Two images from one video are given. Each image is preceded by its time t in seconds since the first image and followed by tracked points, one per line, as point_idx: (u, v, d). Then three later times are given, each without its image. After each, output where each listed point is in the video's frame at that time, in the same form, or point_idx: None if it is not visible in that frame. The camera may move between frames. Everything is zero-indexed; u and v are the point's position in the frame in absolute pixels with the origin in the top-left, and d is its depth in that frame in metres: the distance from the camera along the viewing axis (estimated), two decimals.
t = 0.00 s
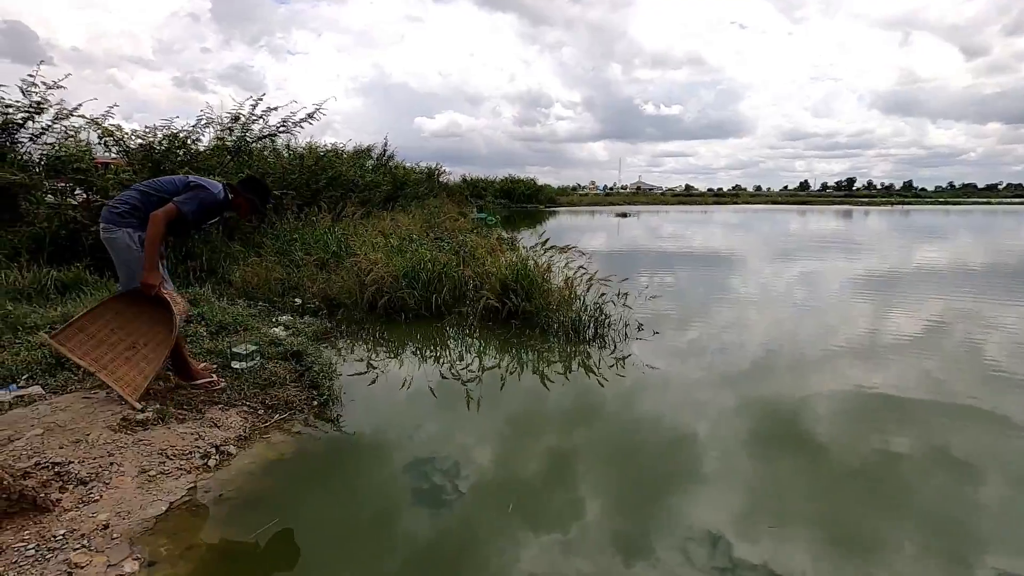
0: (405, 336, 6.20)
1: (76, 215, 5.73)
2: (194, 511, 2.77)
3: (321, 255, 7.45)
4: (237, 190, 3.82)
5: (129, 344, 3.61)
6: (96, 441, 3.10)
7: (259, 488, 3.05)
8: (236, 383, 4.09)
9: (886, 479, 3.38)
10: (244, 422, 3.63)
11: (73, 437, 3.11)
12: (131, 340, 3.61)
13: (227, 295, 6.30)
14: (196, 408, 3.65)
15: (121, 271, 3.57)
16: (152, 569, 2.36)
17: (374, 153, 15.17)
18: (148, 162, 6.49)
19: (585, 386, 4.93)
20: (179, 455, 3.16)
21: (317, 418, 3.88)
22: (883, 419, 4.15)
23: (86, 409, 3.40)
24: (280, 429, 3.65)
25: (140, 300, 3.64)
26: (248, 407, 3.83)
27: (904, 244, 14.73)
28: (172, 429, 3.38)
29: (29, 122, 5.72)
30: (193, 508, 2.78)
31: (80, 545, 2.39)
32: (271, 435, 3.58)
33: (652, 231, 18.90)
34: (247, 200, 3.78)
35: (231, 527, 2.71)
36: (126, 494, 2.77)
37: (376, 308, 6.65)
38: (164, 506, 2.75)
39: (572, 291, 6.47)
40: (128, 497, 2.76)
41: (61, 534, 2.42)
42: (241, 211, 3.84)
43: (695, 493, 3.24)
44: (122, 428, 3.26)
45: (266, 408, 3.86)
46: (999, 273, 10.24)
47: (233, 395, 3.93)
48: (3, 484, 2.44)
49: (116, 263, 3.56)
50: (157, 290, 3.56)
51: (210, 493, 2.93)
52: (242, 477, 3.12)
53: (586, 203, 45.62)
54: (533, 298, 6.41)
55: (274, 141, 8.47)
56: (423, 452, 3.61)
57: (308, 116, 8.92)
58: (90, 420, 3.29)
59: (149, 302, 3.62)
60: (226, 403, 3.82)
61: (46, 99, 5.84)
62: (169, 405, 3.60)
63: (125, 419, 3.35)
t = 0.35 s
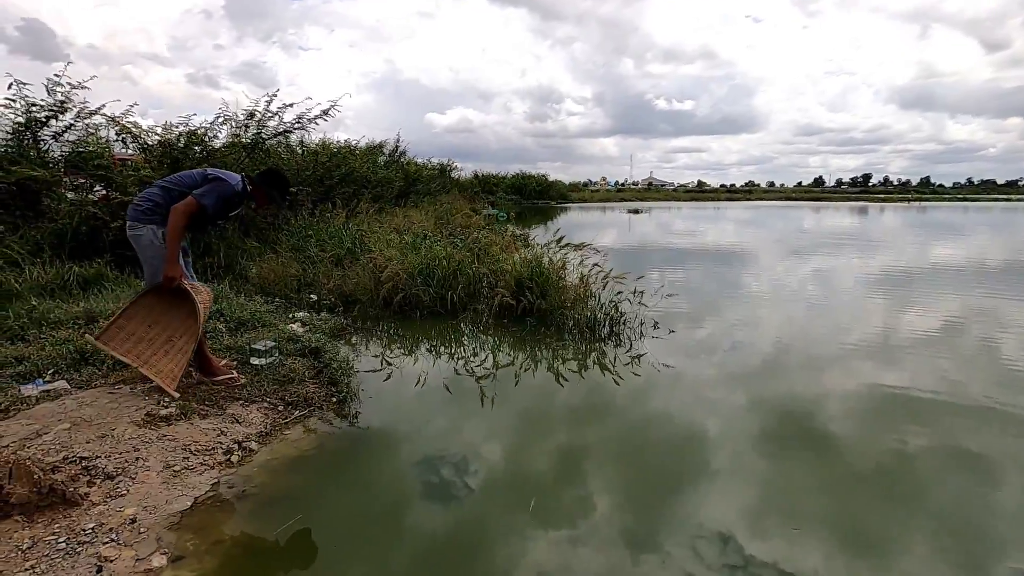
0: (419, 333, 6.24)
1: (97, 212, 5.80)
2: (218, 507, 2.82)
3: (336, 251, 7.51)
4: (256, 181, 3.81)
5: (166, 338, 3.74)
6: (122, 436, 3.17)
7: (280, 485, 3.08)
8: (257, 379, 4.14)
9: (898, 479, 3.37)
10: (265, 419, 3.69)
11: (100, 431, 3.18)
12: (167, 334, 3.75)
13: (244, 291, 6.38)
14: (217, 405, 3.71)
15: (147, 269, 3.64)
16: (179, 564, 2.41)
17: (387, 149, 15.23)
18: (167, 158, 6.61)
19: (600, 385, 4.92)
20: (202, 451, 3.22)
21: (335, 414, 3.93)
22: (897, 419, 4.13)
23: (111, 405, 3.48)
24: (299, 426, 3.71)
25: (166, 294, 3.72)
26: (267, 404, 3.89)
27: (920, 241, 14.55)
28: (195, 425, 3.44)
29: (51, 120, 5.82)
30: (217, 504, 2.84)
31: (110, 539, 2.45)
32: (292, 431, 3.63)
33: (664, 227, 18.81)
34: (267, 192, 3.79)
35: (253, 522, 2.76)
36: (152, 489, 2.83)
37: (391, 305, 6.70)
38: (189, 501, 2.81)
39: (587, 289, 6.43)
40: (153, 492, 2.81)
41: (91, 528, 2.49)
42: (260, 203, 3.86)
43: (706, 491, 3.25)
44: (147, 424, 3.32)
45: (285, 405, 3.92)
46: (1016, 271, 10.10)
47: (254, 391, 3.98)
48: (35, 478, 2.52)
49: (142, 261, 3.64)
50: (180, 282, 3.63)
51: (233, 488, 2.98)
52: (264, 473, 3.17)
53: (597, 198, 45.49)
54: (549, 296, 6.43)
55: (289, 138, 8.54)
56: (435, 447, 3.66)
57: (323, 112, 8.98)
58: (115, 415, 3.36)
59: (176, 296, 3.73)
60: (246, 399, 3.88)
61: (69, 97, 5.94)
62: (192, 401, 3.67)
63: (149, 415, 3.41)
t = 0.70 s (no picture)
0: (432, 331, 6.26)
1: (114, 209, 5.85)
2: (235, 502, 2.86)
3: (348, 248, 7.55)
4: (269, 165, 3.91)
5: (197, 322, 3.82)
6: (142, 431, 3.23)
7: (296, 481, 3.12)
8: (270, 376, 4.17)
9: (914, 477, 3.33)
10: (280, 415, 3.74)
11: (120, 427, 3.23)
12: (199, 316, 3.82)
13: (259, 288, 6.44)
14: (234, 401, 3.75)
15: (176, 263, 3.77)
16: (199, 558, 2.45)
17: (398, 146, 15.27)
18: (184, 157, 6.65)
19: (612, 382, 4.91)
20: (220, 446, 3.26)
21: (350, 411, 3.96)
22: (913, 417, 4.07)
23: (131, 401, 3.53)
24: (314, 422, 3.74)
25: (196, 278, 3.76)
26: (283, 400, 3.93)
27: (937, 237, 14.34)
28: (212, 421, 3.48)
29: (70, 119, 5.91)
30: (235, 499, 2.88)
31: (131, 532, 2.49)
32: (307, 427, 3.67)
33: (676, 223, 18.69)
34: (280, 173, 3.89)
35: (270, 518, 2.79)
36: (172, 484, 2.88)
37: (404, 302, 6.72)
38: (208, 496, 2.85)
39: (598, 286, 6.39)
40: (173, 487, 2.86)
41: (114, 522, 2.53)
42: (275, 185, 3.93)
43: (718, 488, 3.24)
44: (166, 420, 3.37)
45: (300, 401, 3.95)
46: None
47: (269, 387, 4.03)
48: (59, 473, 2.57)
49: (170, 258, 3.77)
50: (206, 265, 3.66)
51: (250, 484, 3.02)
52: (281, 469, 3.21)
53: (609, 194, 45.30)
54: (562, 293, 6.42)
55: (302, 136, 8.60)
56: (446, 443, 3.68)
57: (335, 110, 9.02)
58: (135, 411, 3.42)
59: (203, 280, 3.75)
60: (262, 395, 3.92)
61: (87, 97, 6.02)
62: (209, 396, 3.72)
63: (168, 411, 3.46)
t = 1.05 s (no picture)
0: (444, 327, 6.28)
1: (130, 207, 5.95)
2: (251, 497, 2.90)
3: (360, 245, 7.60)
4: (278, 152, 3.88)
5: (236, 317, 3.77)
6: (159, 427, 3.28)
7: (309, 476, 3.15)
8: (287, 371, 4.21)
9: (928, 475, 3.30)
10: (294, 411, 3.77)
11: (137, 422, 3.28)
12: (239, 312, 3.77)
13: (273, 285, 6.50)
14: (248, 396, 3.79)
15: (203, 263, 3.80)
16: (216, 552, 2.49)
17: (409, 142, 15.31)
18: (198, 154, 6.71)
19: (624, 378, 4.90)
20: (236, 442, 3.30)
21: (363, 407, 3.99)
22: (928, 414, 4.03)
23: (148, 396, 3.59)
24: (328, 418, 3.78)
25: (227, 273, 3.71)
26: (297, 396, 3.97)
27: (954, 232, 14.13)
28: (227, 416, 3.53)
29: (85, 118, 5.99)
30: (251, 494, 2.92)
31: (149, 527, 2.53)
32: (321, 423, 3.70)
33: (687, 218, 18.58)
34: (291, 162, 3.86)
35: (285, 513, 2.83)
36: (188, 478, 2.92)
37: (416, 298, 6.75)
38: (224, 491, 2.89)
39: (611, 281, 6.42)
40: (190, 482, 2.90)
41: (132, 516, 2.58)
42: (286, 175, 3.92)
43: (729, 485, 3.23)
44: (182, 415, 3.42)
45: (314, 397, 3.99)
46: None
47: (284, 383, 4.07)
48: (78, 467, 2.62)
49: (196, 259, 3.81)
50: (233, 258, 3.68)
51: (265, 479, 3.06)
52: (295, 464, 3.25)
53: (619, 189, 45.07)
54: (573, 289, 6.41)
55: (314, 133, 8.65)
56: (457, 438, 3.70)
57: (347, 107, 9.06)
58: (152, 406, 3.47)
59: (232, 275, 3.72)
60: (276, 391, 3.96)
61: (101, 95, 6.10)
62: (224, 392, 3.76)
63: (184, 406, 3.51)
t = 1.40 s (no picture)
0: (455, 325, 6.29)
1: (143, 207, 6.02)
2: (265, 496, 2.92)
3: (371, 242, 7.62)
4: (297, 153, 3.81)
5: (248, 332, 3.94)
6: (174, 426, 3.32)
7: (322, 476, 3.17)
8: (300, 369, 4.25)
9: (942, 470, 3.26)
10: (307, 410, 3.79)
11: (152, 421, 3.33)
12: (252, 327, 3.96)
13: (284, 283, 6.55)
14: (262, 395, 3.83)
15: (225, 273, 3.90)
16: (231, 552, 2.51)
17: (418, 140, 15.34)
18: (209, 153, 6.72)
19: (636, 375, 4.88)
20: (249, 441, 3.33)
21: (375, 406, 4.01)
22: (943, 409, 3.98)
23: (162, 395, 3.63)
24: (341, 416, 3.80)
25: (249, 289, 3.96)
26: (310, 394, 3.99)
27: (970, 225, 13.92)
28: (241, 415, 3.56)
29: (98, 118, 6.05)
30: (264, 493, 2.94)
31: (165, 526, 2.56)
32: (334, 422, 3.73)
33: (697, 213, 18.45)
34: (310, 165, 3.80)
35: (299, 513, 2.84)
36: (203, 478, 2.96)
37: (427, 296, 6.77)
38: (238, 490, 2.92)
39: (622, 278, 6.30)
40: (205, 482, 2.93)
41: (148, 516, 2.61)
42: (305, 176, 3.88)
43: (740, 480, 3.21)
44: (196, 415, 3.46)
45: (327, 395, 4.01)
46: None
47: (297, 381, 4.10)
48: (94, 467, 2.66)
49: (218, 267, 3.89)
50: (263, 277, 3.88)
51: (278, 478, 3.09)
52: (309, 463, 3.27)
53: (629, 184, 44.89)
54: (585, 286, 6.36)
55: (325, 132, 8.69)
56: (467, 434, 3.71)
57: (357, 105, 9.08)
58: (166, 405, 3.51)
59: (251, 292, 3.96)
60: (289, 389, 3.98)
61: (113, 96, 6.16)
62: (238, 392, 3.80)
63: (198, 405, 3.55)
